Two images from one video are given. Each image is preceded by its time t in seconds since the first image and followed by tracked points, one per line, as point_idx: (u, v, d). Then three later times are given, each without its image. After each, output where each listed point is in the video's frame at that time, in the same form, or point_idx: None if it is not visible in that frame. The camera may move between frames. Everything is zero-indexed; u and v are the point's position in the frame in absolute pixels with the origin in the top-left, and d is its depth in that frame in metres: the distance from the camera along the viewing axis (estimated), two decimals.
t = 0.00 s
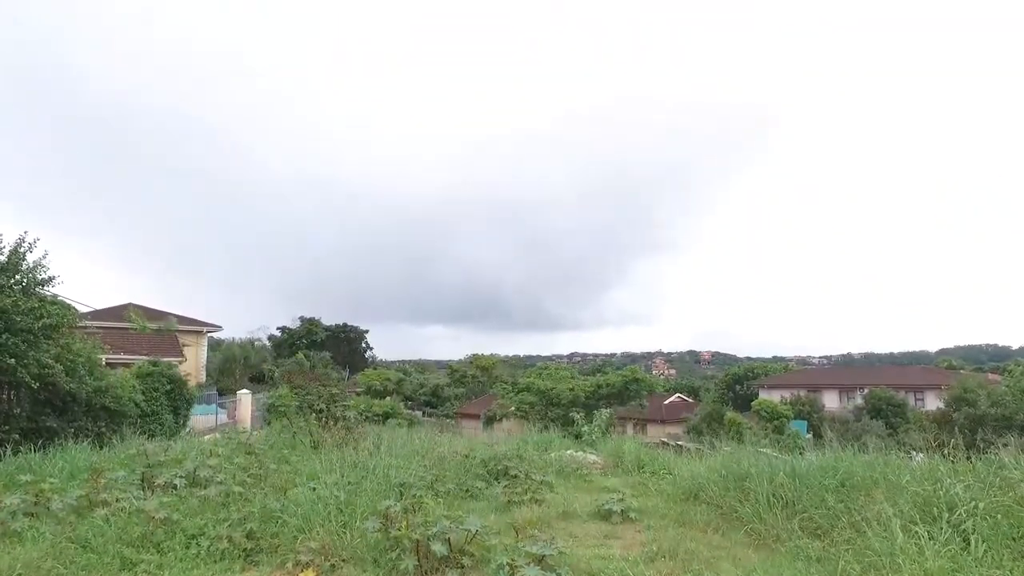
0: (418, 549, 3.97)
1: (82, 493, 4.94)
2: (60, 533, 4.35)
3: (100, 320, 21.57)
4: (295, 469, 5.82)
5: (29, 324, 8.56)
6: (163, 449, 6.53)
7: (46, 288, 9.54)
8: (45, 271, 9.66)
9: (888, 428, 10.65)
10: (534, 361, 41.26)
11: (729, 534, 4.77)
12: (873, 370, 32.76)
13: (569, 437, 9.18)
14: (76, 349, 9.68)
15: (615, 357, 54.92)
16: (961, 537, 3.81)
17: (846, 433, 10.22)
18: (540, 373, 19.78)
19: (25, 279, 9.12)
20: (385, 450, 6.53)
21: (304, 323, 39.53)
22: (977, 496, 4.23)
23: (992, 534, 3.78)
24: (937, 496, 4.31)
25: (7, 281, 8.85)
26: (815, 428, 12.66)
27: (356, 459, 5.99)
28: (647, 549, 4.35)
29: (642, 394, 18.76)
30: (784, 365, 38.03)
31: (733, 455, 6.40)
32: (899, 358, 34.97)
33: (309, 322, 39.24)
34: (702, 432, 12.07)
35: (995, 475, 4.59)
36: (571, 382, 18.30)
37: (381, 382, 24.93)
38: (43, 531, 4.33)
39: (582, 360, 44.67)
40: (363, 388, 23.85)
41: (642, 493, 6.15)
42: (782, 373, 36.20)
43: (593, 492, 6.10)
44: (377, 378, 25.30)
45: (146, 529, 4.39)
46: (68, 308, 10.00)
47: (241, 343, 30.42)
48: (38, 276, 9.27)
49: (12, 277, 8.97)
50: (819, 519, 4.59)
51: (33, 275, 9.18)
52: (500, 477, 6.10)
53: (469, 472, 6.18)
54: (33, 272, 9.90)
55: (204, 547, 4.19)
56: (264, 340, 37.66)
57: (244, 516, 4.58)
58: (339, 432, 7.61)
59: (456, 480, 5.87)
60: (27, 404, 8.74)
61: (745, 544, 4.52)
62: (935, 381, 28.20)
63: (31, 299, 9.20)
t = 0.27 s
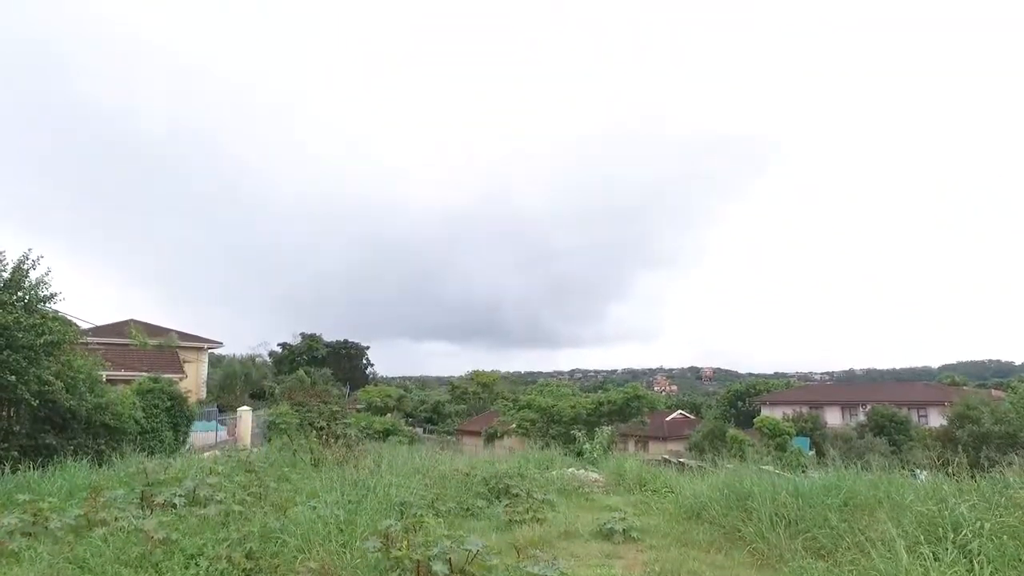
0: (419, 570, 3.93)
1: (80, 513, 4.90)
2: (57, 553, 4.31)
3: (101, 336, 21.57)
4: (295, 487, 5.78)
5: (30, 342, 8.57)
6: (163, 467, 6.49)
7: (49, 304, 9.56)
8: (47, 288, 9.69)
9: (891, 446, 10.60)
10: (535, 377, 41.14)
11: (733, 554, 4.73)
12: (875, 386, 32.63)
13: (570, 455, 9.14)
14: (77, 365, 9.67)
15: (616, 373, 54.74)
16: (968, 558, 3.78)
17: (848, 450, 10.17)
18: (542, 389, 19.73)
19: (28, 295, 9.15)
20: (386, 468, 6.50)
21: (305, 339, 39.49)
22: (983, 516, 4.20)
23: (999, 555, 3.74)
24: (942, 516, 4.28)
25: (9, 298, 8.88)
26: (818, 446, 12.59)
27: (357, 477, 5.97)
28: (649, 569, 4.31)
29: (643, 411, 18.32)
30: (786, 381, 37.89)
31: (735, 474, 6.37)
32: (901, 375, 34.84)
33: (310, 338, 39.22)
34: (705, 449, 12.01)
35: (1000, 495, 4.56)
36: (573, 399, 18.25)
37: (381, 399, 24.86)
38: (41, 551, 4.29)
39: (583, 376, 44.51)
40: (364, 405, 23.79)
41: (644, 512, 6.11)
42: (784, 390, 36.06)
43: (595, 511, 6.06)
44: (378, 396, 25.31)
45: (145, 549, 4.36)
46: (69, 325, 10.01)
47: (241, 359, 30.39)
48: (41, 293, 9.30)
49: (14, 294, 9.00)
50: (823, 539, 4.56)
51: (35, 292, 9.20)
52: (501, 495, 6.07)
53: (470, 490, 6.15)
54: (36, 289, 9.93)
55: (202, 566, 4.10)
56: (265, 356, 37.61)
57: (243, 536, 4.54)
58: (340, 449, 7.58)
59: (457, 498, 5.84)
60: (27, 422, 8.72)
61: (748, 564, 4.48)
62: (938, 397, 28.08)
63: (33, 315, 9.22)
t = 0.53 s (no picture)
0: None
1: (79, 531, 4.87)
2: (55, 572, 4.27)
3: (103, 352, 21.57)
4: (295, 505, 5.75)
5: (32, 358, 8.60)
6: (162, 485, 6.46)
7: (51, 321, 9.58)
8: (50, 304, 9.71)
9: (896, 463, 10.51)
10: (537, 394, 40.98)
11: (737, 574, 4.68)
12: (879, 402, 32.47)
13: (572, 472, 9.08)
14: (78, 382, 9.66)
15: (618, 389, 54.45)
16: None
17: (853, 468, 10.10)
18: (543, 406, 19.65)
19: (31, 312, 9.17)
20: (386, 486, 6.47)
21: (306, 355, 39.44)
22: (989, 537, 4.16)
23: None
24: (947, 536, 4.24)
25: (11, 315, 8.90)
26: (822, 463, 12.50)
27: (358, 495, 5.94)
28: None
29: (645, 426, 18.22)
30: (788, 398, 37.72)
31: (738, 492, 6.33)
32: (904, 391, 34.69)
33: (311, 354, 39.16)
34: (707, 466, 11.93)
35: (1007, 515, 4.52)
36: (574, 415, 18.17)
37: (382, 415, 24.76)
38: (39, 570, 4.26)
39: (585, 393, 44.30)
40: (365, 422, 23.70)
41: (647, 531, 6.06)
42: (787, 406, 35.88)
43: (597, 530, 6.01)
44: (379, 412, 25.20)
45: (144, 568, 4.32)
46: (71, 341, 10.02)
47: (242, 375, 30.34)
48: (43, 309, 9.33)
49: (17, 310, 9.02)
50: (828, 559, 4.51)
51: (38, 308, 9.23)
52: (502, 513, 6.03)
53: (471, 508, 6.12)
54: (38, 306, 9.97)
55: None
56: (265, 372, 37.53)
57: (242, 555, 4.51)
58: (341, 467, 7.55)
59: (458, 517, 5.81)
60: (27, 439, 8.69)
61: None
62: (942, 414, 27.93)
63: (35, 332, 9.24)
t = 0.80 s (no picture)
0: None
1: (77, 549, 4.85)
2: None
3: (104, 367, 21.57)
4: (295, 523, 5.72)
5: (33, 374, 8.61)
6: (162, 502, 6.43)
7: (53, 336, 9.60)
8: (53, 320, 9.75)
9: (902, 479, 10.42)
10: (538, 409, 40.80)
11: None
12: (883, 417, 32.29)
13: (574, 488, 9.03)
14: (79, 397, 9.66)
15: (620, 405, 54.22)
16: None
17: (857, 484, 10.02)
18: (545, 422, 19.57)
19: (33, 327, 9.19)
20: (387, 502, 6.44)
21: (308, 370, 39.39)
22: (996, 556, 4.11)
23: None
24: (954, 555, 4.19)
25: (14, 330, 8.93)
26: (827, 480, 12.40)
27: (359, 512, 5.90)
28: None
29: (648, 443, 18.13)
30: (792, 413, 37.53)
31: (742, 508, 6.28)
32: (908, 407, 34.50)
33: (312, 369, 39.10)
34: (710, 483, 11.84)
35: (1014, 533, 4.48)
36: (577, 431, 18.09)
37: (384, 431, 24.67)
38: None
39: (587, 409, 44.09)
40: (366, 437, 23.60)
41: (650, 549, 6.01)
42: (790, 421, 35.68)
43: (600, 547, 5.97)
44: (380, 428, 25.11)
45: None
46: (73, 357, 10.03)
47: (243, 390, 30.29)
48: (46, 324, 9.37)
49: (20, 326, 9.05)
50: None
51: (41, 323, 9.25)
52: (503, 531, 5.98)
53: (473, 525, 6.08)
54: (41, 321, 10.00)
55: None
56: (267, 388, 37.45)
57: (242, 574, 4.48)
58: (342, 483, 7.52)
59: (460, 534, 5.77)
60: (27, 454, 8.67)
61: None
62: (947, 429, 27.74)
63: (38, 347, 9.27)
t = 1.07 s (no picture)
0: None
1: (76, 566, 4.82)
2: None
3: (105, 382, 21.55)
4: (296, 540, 5.69)
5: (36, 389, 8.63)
6: (162, 518, 6.42)
7: (56, 351, 9.61)
8: (56, 334, 9.77)
9: (905, 494, 10.33)
10: (540, 425, 40.65)
11: None
12: (887, 432, 32.09)
13: (576, 504, 8.98)
14: (81, 413, 9.64)
15: (623, 420, 53.97)
16: None
17: (861, 500, 9.95)
18: (547, 437, 19.49)
19: (35, 341, 9.21)
20: (388, 519, 6.41)
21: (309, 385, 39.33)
22: None
23: None
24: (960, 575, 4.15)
25: (17, 345, 8.94)
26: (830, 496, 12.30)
27: (360, 529, 5.87)
28: None
29: (650, 458, 18.14)
30: (795, 428, 37.32)
31: (745, 525, 6.24)
32: (913, 422, 34.29)
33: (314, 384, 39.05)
34: (713, 498, 11.76)
35: (1021, 551, 4.44)
36: (579, 446, 18.01)
37: (385, 446, 24.58)
38: None
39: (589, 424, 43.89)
40: (367, 452, 23.51)
41: (653, 566, 5.96)
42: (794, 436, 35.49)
43: (602, 565, 5.92)
44: (382, 443, 25.02)
45: None
46: (75, 372, 10.04)
47: (244, 405, 30.22)
48: (49, 339, 9.38)
49: (22, 340, 9.07)
50: None
51: (42, 338, 9.27)
52: (505, 547, 5.95)
53: (475, 542, 6.05)
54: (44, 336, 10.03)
55: None
56: (268, 402, 37.35)
57: None
58: (343, 499, 7.49)
59: (461, 551, 5.74)
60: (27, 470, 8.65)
61: None
62: (952, 444, 27.56)
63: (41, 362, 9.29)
